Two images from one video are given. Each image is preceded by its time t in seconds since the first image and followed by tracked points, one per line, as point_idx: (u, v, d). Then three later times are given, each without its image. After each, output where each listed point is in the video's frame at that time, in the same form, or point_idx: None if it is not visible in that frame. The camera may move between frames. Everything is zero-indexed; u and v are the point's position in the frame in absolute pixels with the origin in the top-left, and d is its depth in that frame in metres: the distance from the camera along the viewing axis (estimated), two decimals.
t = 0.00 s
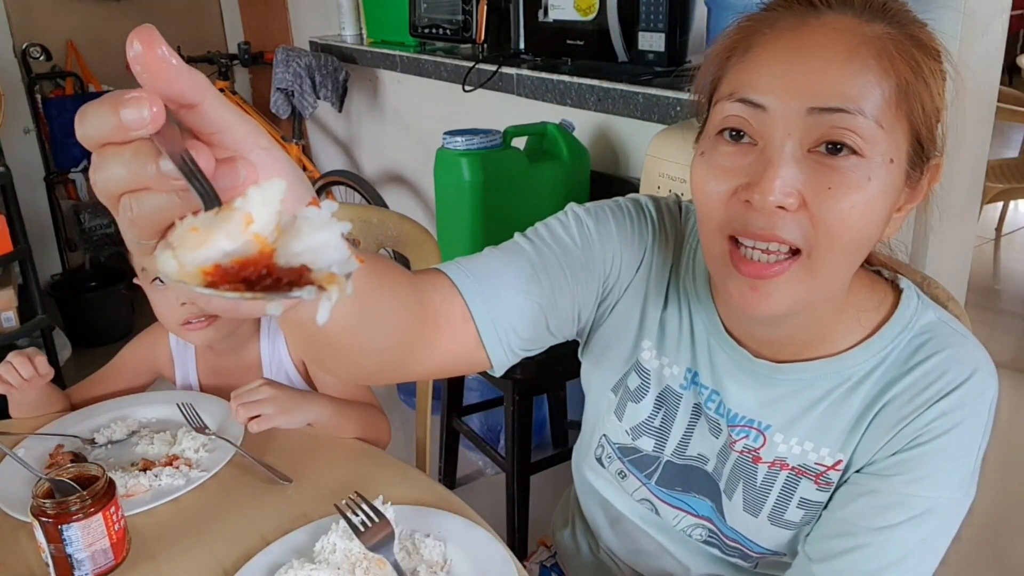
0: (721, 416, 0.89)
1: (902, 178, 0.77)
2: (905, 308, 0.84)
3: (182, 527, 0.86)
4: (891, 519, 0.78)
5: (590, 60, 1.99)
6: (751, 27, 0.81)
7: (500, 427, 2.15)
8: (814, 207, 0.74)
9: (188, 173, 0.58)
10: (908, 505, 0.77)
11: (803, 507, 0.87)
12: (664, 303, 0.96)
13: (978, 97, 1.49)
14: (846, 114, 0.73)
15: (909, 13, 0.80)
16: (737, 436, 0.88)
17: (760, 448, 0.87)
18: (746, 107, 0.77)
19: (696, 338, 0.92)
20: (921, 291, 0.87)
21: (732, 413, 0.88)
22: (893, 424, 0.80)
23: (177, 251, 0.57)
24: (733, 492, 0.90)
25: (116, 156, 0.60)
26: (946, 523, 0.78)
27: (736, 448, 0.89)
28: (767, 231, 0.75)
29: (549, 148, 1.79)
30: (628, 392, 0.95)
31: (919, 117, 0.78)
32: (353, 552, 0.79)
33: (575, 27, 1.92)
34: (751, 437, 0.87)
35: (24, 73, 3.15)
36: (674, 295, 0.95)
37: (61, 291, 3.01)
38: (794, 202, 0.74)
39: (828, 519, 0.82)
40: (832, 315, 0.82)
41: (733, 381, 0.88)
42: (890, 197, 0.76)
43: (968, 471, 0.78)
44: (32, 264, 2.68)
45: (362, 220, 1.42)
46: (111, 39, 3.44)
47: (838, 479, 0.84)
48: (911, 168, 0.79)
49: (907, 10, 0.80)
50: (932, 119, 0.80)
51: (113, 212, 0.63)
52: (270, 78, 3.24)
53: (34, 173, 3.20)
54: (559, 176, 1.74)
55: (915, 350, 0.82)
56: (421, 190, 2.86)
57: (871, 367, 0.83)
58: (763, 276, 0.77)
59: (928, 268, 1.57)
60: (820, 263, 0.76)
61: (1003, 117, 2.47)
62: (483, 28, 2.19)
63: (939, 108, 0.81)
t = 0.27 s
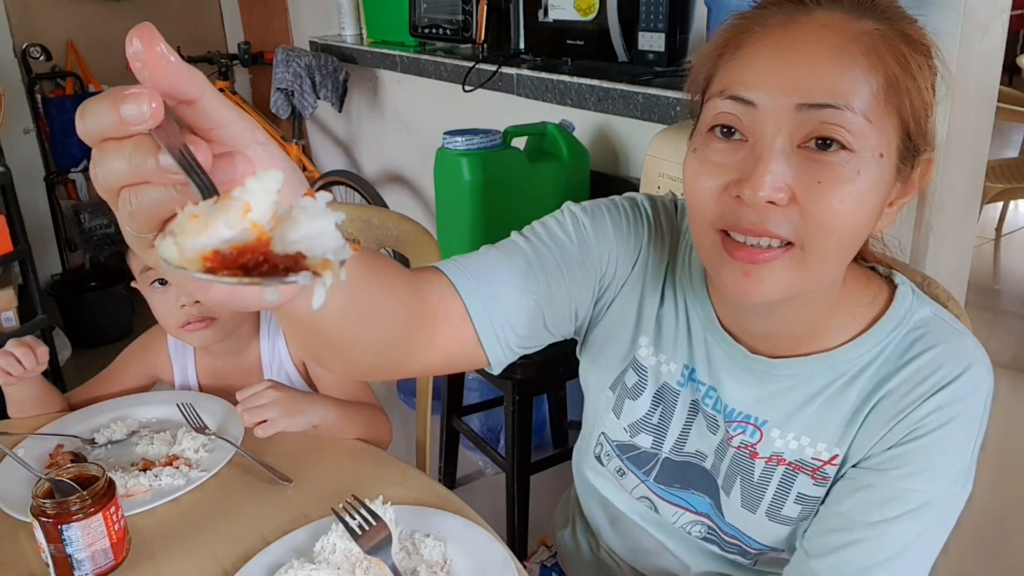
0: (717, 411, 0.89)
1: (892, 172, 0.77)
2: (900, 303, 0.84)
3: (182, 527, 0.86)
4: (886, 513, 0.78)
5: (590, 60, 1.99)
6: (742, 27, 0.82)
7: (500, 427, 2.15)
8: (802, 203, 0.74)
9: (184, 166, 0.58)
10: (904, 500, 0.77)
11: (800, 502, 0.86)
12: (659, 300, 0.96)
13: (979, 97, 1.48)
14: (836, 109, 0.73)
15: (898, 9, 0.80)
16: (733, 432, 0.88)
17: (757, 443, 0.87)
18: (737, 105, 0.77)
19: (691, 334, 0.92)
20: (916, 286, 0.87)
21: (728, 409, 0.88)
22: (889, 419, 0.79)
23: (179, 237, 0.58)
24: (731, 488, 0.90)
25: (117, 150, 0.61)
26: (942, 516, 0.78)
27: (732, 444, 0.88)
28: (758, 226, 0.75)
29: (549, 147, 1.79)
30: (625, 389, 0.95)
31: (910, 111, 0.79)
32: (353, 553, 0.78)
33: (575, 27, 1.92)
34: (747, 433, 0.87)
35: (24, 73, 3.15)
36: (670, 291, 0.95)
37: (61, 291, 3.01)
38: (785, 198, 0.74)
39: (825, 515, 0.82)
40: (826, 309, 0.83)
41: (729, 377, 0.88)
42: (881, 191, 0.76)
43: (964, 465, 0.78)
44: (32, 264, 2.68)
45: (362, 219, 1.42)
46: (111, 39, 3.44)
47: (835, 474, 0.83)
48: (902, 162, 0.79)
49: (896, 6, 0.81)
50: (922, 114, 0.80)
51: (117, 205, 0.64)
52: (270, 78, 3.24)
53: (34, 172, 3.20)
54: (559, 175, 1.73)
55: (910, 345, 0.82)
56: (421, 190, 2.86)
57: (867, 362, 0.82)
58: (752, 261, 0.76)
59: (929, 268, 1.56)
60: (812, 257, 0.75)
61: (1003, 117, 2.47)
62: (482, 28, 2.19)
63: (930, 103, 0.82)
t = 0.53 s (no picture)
0: (711, 406, 0.89)
1: (877, 167, 0.78)
2: (891, 296, 0.84)
3: (182, 527, 0.86)
4: (880, 505, 0.78)
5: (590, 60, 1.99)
6: (728, 26, 0.82)
7: (499, 427, 2.15)
8: (786, 197, 0.74)
9: (235, 167, 0.59)
10: (898, 492, 0.78)
11: (795, 496, 0.86)
12: (649, 295, 0.96)
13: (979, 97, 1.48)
14: (817, 105, 0.74)
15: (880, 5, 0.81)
16: (728, 426, 0.88)
17: (752, 437, 0.86)
18: (723, 100, 0.77)
19: (683, 329, 0.92)
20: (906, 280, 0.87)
21: (723, 404, 0.88)
22: (881, 411, 0.80)
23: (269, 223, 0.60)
24: (727, 482, 0.89)
25: (159, 158, 0.61)
26: (937, 508, 0.78)
27: (727, 438, 0.88)
28: (744, 220, 0.75)
29: (549, 148, 1.79)
30: (617, 385, 0.95)
31: (894, 107, 0.79)
32: (354, 553, 0.79)
33: (575, 27, 1.92)
34: (742, 426, 0.87)
35: (24, 73, 3.15)
36: (661, 288, 0.95)
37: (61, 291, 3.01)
38: (771, 192, 0.74)
39: (821, 508, 0.82)
40: (813, 302, 0.83)
41: (722, 372, 0.88)
42: (867, 185, 0.76)
43: (957, 456, 0.78)
44: (32, 264, 2.68)
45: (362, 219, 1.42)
46: (111, 38, 3.44)
47: (829, 466, 0.83)
48: (887, 157, 0.79)
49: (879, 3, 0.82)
50: (906, 110, 0.81)
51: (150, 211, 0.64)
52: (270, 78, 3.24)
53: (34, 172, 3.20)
54: (559, 175, 1.73)
55: (901, 337, 0.82)
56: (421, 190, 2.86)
57: (858, 355, 0.83)
58: (740, 255, 0.76)
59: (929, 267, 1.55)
60: (798, 250, 0.75)
61: (1003, 117, 2.47)
62: (482, 28, 2.19)
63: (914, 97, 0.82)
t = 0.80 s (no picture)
0: (698, 399, 0.89)
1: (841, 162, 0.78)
2: (871, 285, 0.85)
3: (181, 527, 0.86)
4: (868, 494, 0.77)
5: (590, 60, 1.99)
6: (702, 17, 0.83)
7: (499, 427, 2.15)
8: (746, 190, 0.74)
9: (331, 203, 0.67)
10: (885, 480, 0.76)
11: (783, 486, 0.86)
12: (630, 288, 0.97)
13: (981, 97, 1.48)
14: (780, 99, 0.74)
15: None
16: (715, 417, 0.88)
17: (738, 427, 0.87)
18: (690, 96, 0.77)
19: (665, 322, 0.93)
20: (889, 270, 0.88)
21: (708, 396, 0.88)
22: (864, 399, 0.80)
23: (438, 253, 0.73)
24: (716, 474, 0.90)
25: (257, 203, 0.68)
26: (928, 496, 0.76)
27: (715, 429, 0.88)
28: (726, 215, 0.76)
29: (549, 148, 1.79)
30: (602, 380, 0.98)
31: (860, 103, 0.79)
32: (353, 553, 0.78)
33: (575, 27, 1.92)
34: (728, 417, 0.87)
35: (24, 73, 3.15)
36: (638, 286, 0.96)
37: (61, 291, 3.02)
38: (732, 184, 0.74)
39: (811, 500, 0.81)
40: (788, 292, 0.84)
41: (706, 365, 0.88)
42: (832, 175, 0.77)
43: (944, 442, 0.77)
44: (32, 264, 2.68)
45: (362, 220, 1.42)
46: (112, 38, 3.43)
47: (816, 456, 0.83)
48: (853, 152, 0.79)
49: None
50: (874, 104, 0.80)
51: (230, 249, 0.70)
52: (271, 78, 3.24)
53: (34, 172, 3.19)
54: (559, 175, 1.73)
55: (882, 325, 0.83)
56: (421, 190, 2.86)
57: (839, 344, 0.83)
58: (699, 250, 0.77)
59: (930, 267, 1.55)
60: (756, 242, 0.76)
61: (1003, 117, 2.47)
62: (482, 28, 2.19)
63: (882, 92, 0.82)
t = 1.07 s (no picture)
0: (667, 388, 0.92)
1: (771, 157, 0.80)
2: (825, 268, 0.87)
3: (181, 528, 0.86)
4: (837, 475, 0.77)
5: (590, 61, 1.99)
6: (650, 18, 0.87)
7: (499, 427, 2.14)
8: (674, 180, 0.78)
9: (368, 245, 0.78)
10: (852, 458, 0.76)
11: (754, 469, 0.88)
12: (597, 282, 1.02)
13: (981, 97, 1.48)
14: (709, 94, 0.77)
15: None
16: (686, 404, 0.91)
17: (708, 412, 0.89)
18: (633, 87, 0.81)
19: (631, 316, 0.96)
20: (846, 253, 0.90)
21: (677, 384, 0.91)
22: (822, 379, 0.82)
23: (507, 261, 0.90)
24: (692, 461, 0.92)
25: (313, 256, 0.76)
26: (899, 474, 0.76)
27: (686, 416, 0.91)
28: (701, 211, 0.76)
29: (549, 148, 1.79)
30: (579, 377, 1.02)
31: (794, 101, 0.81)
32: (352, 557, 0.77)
33: (575, 27, 1.92)
34: (698, 403, 0.90)
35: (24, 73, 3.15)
36: (602, 286, 1.01)
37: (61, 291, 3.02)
38: (663, 173, 0.78)
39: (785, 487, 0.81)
40: (740, 281, 0.86)
41: (674, 355, 0.91)
42: (761, 171, 0.80)
43: (910, 419, 0.77)
44: (32, 264, 2.68)
45: (363, 220, 1.42)
46: (112, 38, 3.43)
47: (782, 437, 0.86)
48: (787, 147, 0.81)
49: None
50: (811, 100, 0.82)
51: (279, 300, 0.79)
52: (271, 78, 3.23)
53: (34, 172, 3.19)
54: (559, 176, 1.73)
55: (837, 306, 0.85)
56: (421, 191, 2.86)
57: (796, 327, 0.85)
58: (637, 244, 0.81)
59: (930, 268, 1.55)
60: (683, 231, 0.79)
61: (1003, 117, 2.47)
62: (482, 28, 2.19)
63: (825, 88, 0.84)
